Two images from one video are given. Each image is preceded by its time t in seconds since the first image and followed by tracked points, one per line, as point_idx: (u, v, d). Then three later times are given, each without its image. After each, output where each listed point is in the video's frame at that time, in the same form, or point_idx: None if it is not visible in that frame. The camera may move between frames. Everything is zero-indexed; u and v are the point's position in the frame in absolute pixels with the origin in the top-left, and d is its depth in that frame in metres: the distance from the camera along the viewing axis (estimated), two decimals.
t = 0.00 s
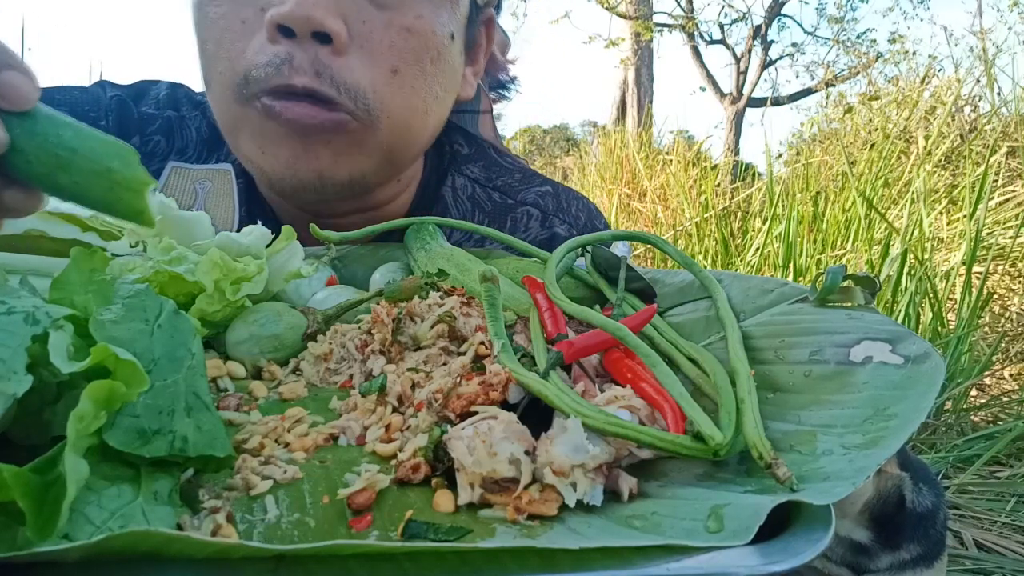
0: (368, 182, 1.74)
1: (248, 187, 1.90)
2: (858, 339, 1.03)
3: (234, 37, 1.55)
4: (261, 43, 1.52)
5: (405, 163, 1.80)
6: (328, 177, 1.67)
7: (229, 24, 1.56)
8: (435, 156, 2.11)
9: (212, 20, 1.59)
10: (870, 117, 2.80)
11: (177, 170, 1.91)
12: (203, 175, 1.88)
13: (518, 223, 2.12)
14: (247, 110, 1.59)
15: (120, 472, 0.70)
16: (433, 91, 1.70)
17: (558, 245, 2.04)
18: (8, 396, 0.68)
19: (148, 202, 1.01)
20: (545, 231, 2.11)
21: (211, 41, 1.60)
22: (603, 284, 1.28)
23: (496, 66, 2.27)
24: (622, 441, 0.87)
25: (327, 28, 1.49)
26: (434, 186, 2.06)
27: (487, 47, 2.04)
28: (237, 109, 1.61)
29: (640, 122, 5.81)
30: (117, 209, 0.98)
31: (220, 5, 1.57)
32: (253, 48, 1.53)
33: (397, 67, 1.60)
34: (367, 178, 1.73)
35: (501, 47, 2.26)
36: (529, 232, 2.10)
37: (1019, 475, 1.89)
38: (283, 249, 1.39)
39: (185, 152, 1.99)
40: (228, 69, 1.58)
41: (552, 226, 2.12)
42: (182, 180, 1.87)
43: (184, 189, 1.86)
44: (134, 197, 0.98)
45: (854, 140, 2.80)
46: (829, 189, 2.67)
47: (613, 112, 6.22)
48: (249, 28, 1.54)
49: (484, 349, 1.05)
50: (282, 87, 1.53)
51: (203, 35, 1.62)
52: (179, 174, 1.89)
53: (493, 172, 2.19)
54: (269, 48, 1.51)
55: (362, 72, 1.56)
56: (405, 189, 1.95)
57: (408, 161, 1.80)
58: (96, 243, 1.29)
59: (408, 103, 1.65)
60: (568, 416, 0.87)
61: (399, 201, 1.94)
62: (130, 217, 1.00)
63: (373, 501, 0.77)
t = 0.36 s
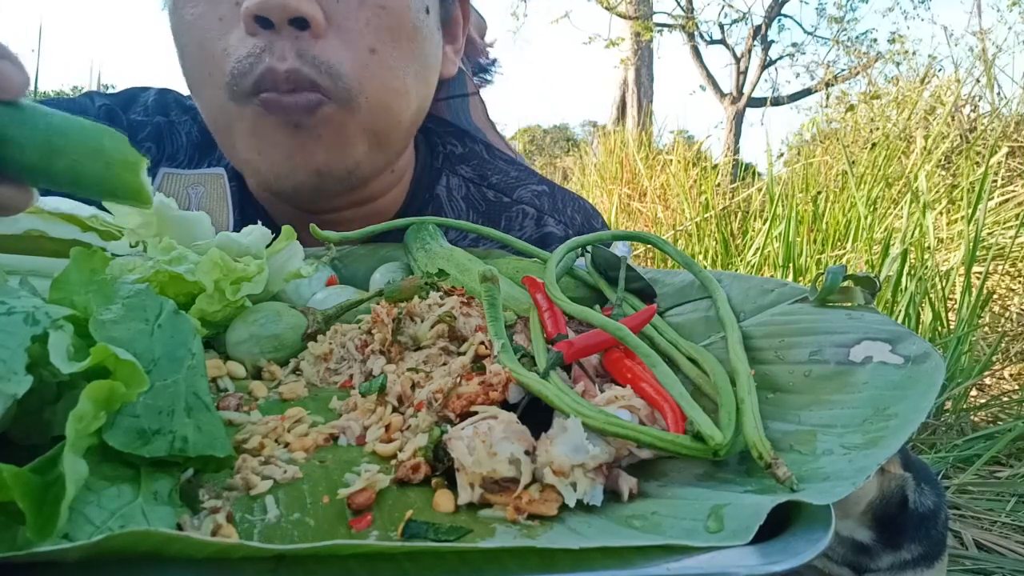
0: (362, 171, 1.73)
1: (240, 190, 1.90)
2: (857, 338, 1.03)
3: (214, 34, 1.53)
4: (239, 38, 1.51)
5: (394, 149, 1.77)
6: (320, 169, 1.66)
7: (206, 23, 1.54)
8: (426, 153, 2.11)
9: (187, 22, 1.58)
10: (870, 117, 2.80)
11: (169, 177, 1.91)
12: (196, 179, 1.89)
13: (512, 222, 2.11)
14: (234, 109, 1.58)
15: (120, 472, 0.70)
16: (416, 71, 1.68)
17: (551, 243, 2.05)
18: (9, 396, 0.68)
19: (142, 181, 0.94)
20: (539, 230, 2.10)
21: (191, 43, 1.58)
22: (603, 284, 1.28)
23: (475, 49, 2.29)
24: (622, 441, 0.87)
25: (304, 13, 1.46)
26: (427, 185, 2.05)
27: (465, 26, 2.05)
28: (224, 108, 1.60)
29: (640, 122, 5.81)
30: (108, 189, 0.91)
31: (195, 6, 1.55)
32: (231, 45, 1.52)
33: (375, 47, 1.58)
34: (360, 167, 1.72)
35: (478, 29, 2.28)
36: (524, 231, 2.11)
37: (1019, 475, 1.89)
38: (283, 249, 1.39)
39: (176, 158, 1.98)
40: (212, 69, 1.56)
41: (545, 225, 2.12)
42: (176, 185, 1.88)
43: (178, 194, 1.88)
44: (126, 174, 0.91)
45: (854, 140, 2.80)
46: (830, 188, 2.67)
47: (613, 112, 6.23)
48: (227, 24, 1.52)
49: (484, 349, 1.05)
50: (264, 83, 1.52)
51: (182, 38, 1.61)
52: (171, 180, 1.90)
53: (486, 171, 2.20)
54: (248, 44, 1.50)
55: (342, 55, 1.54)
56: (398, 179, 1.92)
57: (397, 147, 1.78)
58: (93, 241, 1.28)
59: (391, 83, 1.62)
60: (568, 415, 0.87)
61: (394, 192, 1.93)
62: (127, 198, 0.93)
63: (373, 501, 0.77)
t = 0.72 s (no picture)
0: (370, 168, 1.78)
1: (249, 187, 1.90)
2: (857, 338, 1.03)
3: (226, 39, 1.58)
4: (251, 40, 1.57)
5: (400, 145, 1.82)
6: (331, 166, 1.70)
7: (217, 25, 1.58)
8: (430, 152, 2.12)
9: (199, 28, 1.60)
10: (871, 117, 2.80)
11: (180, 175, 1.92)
12: (206, 178, 1.89)
13: (513, 220, 2.12)
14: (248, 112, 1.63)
15: (120, 472, 0.70)
16: (419, 72, 1.74)
17: (550, 241, 2.07)
18: (9, 396, 0.68)
19: (150, 134, 1.13)
20: (540, 228, 2.11)
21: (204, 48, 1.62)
22: (603, 284, 1.28)
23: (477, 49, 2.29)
24: (622, 441, 0.87)
25: (310, 18, 1.55)
26: (431, 184, 2.08)
27: (467, 27, 2.05)
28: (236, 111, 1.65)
29: (640, 122, 5.81)
30: (128, 142, 1.12)
31: (206, 9, 1.58)
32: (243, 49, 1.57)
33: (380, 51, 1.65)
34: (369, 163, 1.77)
35: (481, 29, 2.28)
36: (524, 229, 2.11)
37: (1019, 475, 1.89)
38: (283, 249, 1.39)
39: (187, 156, 1.95)
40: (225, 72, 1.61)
41: (546, 224, 2.12)
42: (187, 183, 1.89)
43: (188, 194, 1.89)
44: (135, 128, 1.11)
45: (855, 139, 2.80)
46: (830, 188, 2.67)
47: (613, 112, 6.23)
48: (238, 28, 1.56)
49: (484, 349, 1.05)
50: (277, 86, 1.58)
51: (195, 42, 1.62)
52: (182, 178, 1.90)
53: (489, 169, 2.18)
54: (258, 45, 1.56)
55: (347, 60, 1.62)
56: (404, 174, 1.95)
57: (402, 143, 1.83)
58: (94, 241, 1.28)
59: (394, 85, 1.69)
60: (568, 416, 0.87)
61: (401, 188, 1.97)
62: (136, 147, 1.13)
63: (373, 501, 0.77)
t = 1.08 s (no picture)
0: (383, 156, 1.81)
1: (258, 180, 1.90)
2: (857, 339, 1.03)
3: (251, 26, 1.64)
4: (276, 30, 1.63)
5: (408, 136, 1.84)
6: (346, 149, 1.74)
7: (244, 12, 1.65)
8: (434, 150, 2.12)
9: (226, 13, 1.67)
10: (870, 117, 2.80)
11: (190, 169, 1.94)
12: (216, 171, 1.91)
13: (512, 217, 2.11)
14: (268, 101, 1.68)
15: (120, 472, 0.70)
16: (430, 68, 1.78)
17: (547, 237, 2.08)
18: (9, 396, 0.68)
19: (141, 84, 1.13)
20: (538, 224, 2.11)
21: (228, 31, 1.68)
22: (602, 284, 1.28)
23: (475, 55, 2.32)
24: (622, 441, 0.87)
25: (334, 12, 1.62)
26: (435, 181, 2.07)
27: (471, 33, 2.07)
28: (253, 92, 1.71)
29: (640, 122, 5.81)
30: (118, 91, 1.11)
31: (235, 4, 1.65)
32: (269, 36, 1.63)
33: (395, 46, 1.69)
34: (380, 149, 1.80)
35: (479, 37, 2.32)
36: (523, 225, 2.10)
37: (1019, 475, 1.89)
38: (283, 249, 1.39)
39: (198, 152, 2.00)
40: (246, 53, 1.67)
41: (543, 221, 2.12)
42: (196, 176, 1.91)
43: (198, 187, 1.90)
44: (125, 77, 1.10)
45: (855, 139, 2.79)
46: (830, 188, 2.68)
47: (613, 112, 6.23)
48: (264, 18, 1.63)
49: (484, 349, 1.05)
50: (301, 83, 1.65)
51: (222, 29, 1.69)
52: (192, 172, 1.93)
53: (490, 168, 2.16)
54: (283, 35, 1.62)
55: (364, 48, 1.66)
56: (411, 167, 1.96)
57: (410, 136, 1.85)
58: (95, 241, 1.27)
59: (407, 78, 1.74)
60: (568, 416, 0.87)
61: (407, 180, 1.98)
62: (134, 100, 1.13)
63: (373, 501, 0.77)
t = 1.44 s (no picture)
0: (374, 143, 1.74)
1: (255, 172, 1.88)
2: (857, 338, 1.03)
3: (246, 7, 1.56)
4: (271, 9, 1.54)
5: (401, 125, 1.77)
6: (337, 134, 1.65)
7: None
8: (428, 147, 2.13)
9: None
10: (870, 117, 2.80)
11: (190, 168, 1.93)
12: (214, 168, 1.90)
13: (503, 212, 2.11)
14: (256, 71, 1.57)
15: (121, 472, 0.70)
16: (426, 52, 1.70)
17: (537, 231, 2.07)
18: (9, 395, 0.68)
19: (123, 78, 1.17)
20: (527, 218, 2.10)
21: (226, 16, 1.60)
22: (602, 284, 1.28)
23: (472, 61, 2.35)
24: (622, 441, 0.87)
25: None
26: (427, 176, 2.05)
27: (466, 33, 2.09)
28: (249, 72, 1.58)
29: (640, 122, 5.81)
30: (101, 86, 1.15)
31: None
32: (262, 18, 1.54)
33: (392, 24, 1.60)
34: (373, 135, 1.70)
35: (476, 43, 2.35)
36: (513, 219, 2.10)
37: (1018, 476, 1.89)
38: (283, 249, 1.39)
39: (198, 149, 2.01)
40: (240, 38, 1.57)
41: (532, 215, 2.12)
42: (196, 175, 1.90)
43: (198, 184, 1.89)
44: (107, 72, 1.14)
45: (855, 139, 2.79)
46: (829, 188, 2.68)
47: (613, 112, 6.23)
48: None
49: (484, 349, 1.05)
50: (290, 43, 1.52)
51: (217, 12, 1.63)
52: (192, 171, 1.92)
53: (482, 165, 2.21)
54: (279, 13, 1.53)
55: (363, 27, 1.56)
56: (401, 158, 1.92)
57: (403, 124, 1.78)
58: (95, 241, 1.27)
59: (405, 59, 1.64)
60: (568, 416, 0.87)
61: (397, 171, 1.94)
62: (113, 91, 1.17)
63: (373, 501, 0.77)
